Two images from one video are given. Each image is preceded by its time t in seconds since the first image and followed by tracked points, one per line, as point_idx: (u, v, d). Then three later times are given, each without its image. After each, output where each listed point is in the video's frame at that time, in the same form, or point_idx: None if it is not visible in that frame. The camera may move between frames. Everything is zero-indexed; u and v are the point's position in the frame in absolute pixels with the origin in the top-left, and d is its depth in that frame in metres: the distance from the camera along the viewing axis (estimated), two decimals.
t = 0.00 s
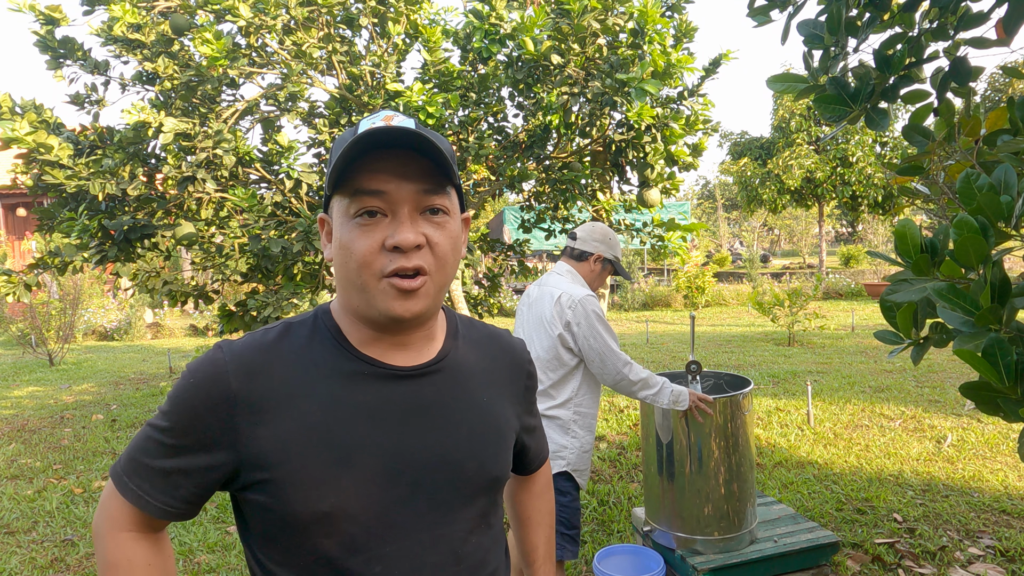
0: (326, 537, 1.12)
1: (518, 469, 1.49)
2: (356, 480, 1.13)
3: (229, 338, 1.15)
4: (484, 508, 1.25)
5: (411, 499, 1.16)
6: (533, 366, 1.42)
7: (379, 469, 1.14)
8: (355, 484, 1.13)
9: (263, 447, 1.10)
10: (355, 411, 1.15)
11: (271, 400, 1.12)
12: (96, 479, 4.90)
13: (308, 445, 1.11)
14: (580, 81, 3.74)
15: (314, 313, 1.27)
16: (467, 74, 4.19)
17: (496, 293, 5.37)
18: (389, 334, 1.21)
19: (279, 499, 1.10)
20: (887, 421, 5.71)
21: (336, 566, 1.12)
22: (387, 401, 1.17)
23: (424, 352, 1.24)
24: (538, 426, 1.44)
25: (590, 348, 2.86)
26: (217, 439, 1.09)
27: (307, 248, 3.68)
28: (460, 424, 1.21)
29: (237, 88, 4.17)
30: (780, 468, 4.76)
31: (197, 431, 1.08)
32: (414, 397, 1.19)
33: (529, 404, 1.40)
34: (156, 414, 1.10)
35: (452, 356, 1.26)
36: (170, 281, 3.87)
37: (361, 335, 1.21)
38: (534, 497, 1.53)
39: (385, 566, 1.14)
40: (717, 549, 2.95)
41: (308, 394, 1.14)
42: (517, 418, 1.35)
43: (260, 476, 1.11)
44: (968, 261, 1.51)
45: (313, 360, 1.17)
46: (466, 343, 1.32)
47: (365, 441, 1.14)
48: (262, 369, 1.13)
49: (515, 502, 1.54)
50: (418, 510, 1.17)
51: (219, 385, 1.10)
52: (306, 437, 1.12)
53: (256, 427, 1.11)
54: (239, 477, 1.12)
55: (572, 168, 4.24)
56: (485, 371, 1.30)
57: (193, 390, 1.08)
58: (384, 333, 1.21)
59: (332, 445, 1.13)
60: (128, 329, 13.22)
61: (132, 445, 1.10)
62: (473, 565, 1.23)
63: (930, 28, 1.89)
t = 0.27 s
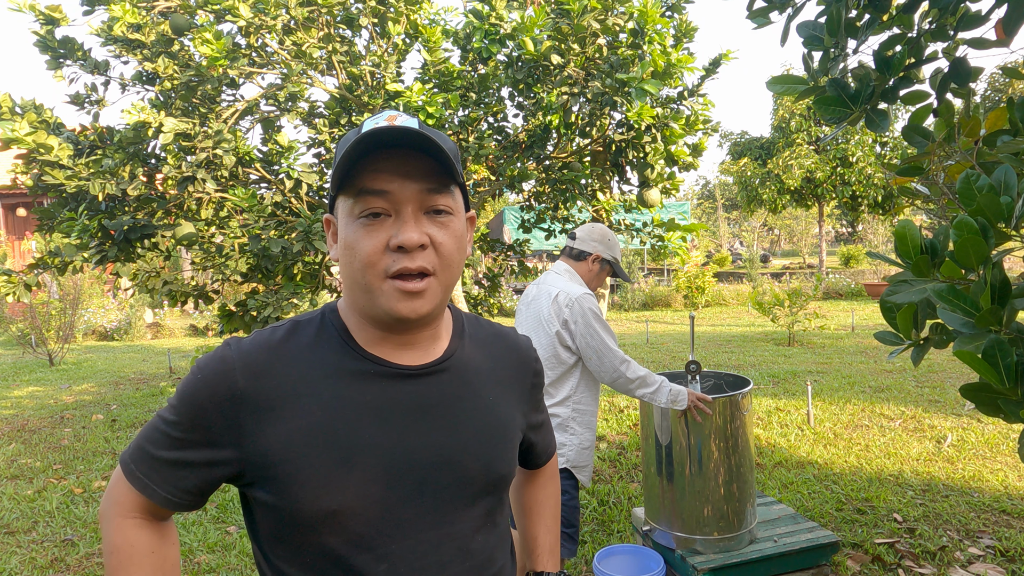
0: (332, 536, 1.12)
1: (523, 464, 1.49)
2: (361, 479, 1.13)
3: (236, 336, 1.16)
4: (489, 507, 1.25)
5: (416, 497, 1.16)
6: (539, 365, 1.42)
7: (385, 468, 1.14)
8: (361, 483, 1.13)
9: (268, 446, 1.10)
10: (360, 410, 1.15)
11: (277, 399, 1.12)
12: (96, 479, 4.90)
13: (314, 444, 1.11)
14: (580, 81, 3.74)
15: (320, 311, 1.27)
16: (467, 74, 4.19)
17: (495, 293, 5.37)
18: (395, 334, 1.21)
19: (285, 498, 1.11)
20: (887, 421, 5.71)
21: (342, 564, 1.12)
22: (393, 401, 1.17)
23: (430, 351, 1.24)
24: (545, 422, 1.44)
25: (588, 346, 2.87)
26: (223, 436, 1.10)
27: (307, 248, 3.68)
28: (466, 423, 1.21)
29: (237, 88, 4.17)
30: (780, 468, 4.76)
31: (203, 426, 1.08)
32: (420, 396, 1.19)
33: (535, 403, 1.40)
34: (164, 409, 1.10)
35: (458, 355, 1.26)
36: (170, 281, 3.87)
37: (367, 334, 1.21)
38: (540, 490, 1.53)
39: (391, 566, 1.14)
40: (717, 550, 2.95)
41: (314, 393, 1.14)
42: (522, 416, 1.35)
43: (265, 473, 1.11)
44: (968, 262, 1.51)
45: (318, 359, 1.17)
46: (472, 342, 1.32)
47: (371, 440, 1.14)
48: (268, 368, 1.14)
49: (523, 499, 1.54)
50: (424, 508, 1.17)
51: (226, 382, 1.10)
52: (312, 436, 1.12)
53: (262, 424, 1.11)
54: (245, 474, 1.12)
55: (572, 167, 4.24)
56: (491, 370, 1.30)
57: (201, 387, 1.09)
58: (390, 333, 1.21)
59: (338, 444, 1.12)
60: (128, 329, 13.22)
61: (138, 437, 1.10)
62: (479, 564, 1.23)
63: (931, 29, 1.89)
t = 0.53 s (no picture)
0: (334, 535, 1.12)
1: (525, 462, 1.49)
2: (363, 479, 1.13)
3: (240, 336, 1.16)
4: (490, 506, 1.25)
5: (418, 497, 1.16)
6: (541, 365, 1.41)
7: (387, 468, 1.14)
8: (363, 483, 1.13)
9: (271, 445, 1.10)
10: (363, 410, 1.15)
11: (280, 398, 1.12)
12: (96, 478, 4.90)
13: (316, 444, 1.11)
14: (580, 81, 3.74)
15: (323, 311, 1.27)
16: (467, 74, 4.19)
17: (495, 293, 5.37)
18: (397, 334, 1.21)
19: (288, 497, 1.11)
20: (887, 421, 5.71)
21: (344, 563, 1.12)
22: (395, 400, 1.17)
23: (432, 351, 1.24)
24: (547, 421, 1.44)
25: (588, 346, 2.87)
26: (226, 435, 1.10)
27: (307, 248, 3.67)
28: (468, 423, 1.21)
29: (237, 87, 4.16)
30: (780, 468, 4.75)
31: (206, 426, 1.08)
32: (422, 396, 1.19)
33: (537, 403, 1.40)
34: (166, 408, 1.10)
35: (460, 355, 1.26)
36: (170, 281, 3.87)
37: (369, 335, 1.21)
38: (543, 488, 1.53)
39: (393, 564, 1.14)
40: (718, 550, 2.95)
41: (317, 393, 1.14)
42: (525, 416, 1.35)
43: (269, 473, 1.11)
44: (967, 263, 1.51)
45: (321, 358, 1.17)
46: (474, 342, 1.32)
47: (374, 439, 1.14)
48: (271, 368, 1.14)
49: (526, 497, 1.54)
50: (426, 508, 1.17)
51: (229, 382, 1.10)
52: (315, 435, 1.12)
53: (264, 424, 1.11)
54: (247, 474, 1.12)
55: (572, 167, 4.24)
56: (493, 370, 1.30)
57: (204, 387, 1.09)
58: (392, 334, 1.21)
59: (341, 444, 1.12)
60: (128, 329, 13.22)
61: (141, 436, 1.10)
62: (481, 563, 1.23)
63: (930, 30, 1.89)
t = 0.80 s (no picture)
0: (334, 536, 1.12)
1: (524, 462, 1.49)
2: (363, 480, 1.13)
3: (240, 336, 1.16)
4: (490, 507, 1.25)
5: (418, 498, 1.16)
6: (541, 366, 1.41)
7: (387, 469, 1.14)
8: (362, 484, 1.13)
9: (271, 446, 1.10)
10: (363, 410, 1.15)
11: (280, 399, 1.12)
12: (96, 479, 4.90)
13: (316, 445, 1.12)
14: (580, 81, 3.73)
15: (323, 311, 1.27)
16: (467, 74, 4.19)
17: (495, 293, 5.37)
18: (397, 335, 1.21)
19: (288, 498, 1.11)
20: (887, 421, 5.71)
21: (344, 564, 1.13)
22: (395, 400, 1.17)
23: (431, 351, 1.24)
24: (547, 422, 1.44)
25: (589, 347, 2.87)
26: (224, 435, 1.09)
27: (307, 248, 3.67)
28: (468, 424, 1.21)
29: (237, 87, 4.16)
30: (780, 468, 4.75)
31: (204, 426, 1.08)
32: (422, 397, 1.19)
33: (537, 404, 1.40)
34: (164, 407, 1.09)
35: (460, 356, 1.26)
36: (170, 281, 3.87)
37: (368, 335, 1.21)
38: (543, 490, 1.53)
39: (392, 564, 1.14)
40: (718, 550, 2.95)
41: (317, 394, 1.14)
42: (524, 417, 1.35)
43: (268, 473, 1.11)
44: (967, 265, 1.51)
45: (322, 359, 1.17)
46: (474, 343, 1.32)
47: (374, 440, 1.14)
48: (270, 368, 1.13)
49: (525, 497, 1.54)
50: (425, 508, 1.17)
51: (229, 382, 1.10)
52: (315, 436, 1.12)
53: (264, 424, 1.11)
54: (246, 474, 1.12)
55: (572, 167, 4.24)
56: (494, 371, 1.30)
57: (203, 387, 1.08)
58: (391, 334, 1.21)
59: (340, 444, 1.13)
60: (128, 329, 13.22)
61: (137, 437, 1.09)
62: (480, 563, 1.23)
63: (930, 30, 1.90)
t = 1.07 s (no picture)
0: (331, 537, 1.12)
1: (523, 466, 1.48)
2: (360, 481, 1.13)
3: (236, 337, 1.15)
4: (487, 508, 1.26)
5: (415, 499, 1.16)
6: (539, 367, 1.41)
7: (384, 470, 1.14)
8: (360, 485, 1.13)
9: (268, 448, 1.10)
10: (360, 412, 1.15)
11: (277, 401, 1.12)
12: (96, 479, 4.89)
13: (313, 446, 1.12)
14: (580, 81, 3.73)
15: (319, 312, 1.27)
16: (467, 74, 4.19)
17: (496, 293, 5.36)
18: (393, 336, 1.21)
19: (286, 500, 1.11)
20: (887, 421, 5.71)
21: (341, 565, 1.13)
22: (393, 402, 1.17)
23: (427, 353, 1.24)
24: (547, 423, 1.44)
25: (590, 345, 2.87)
26: (220, 438, 1.09)
27: (307, 248, 3.67)
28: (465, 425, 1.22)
29: (237, 87, 4.16)
30: (780, 468, 4.75)
31: (199, 429, 1.07)
32: (419, 398, 1.19)
33: (536, 405, 1.40)
34: (158, 411, 1.09)
35: (458, 357, 1.26)
36: (170, 281, 3.87)
37: (364, 337, 1.21)
38: (543, 492, 1.52)
39: (390, 565, 1.14)
40: (718, 550, 2.95)
41: (314, 395, 1.14)
42: (522, 418, 1.35)
43: (265, 475, 1.11)
44: (967, 265, 1.51)
45: (319, 361, 1.17)
46: (472, 344, 1.32)
47: (371, 441, 1.14)
48: (266, 369, 1.13)
49: (524, 496, 1.54)
50: (423, 509, 1.17)
51: (224, 385, 1.10)
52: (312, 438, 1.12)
53: (261, 426, 1.11)
54: (243, 476, 1.12)
55: (572, 167, 4.23)
56: (492, 372, 1.30)
57: (198, 389, 1.08)
58: (387, 336, 1.21)
59: (338, 446, 1.13)
60: (128, 329, 13.23)
61: (131, 445, 1.08)
62: (477, 564, 1.23)
63: (930, 30, 1.89)
